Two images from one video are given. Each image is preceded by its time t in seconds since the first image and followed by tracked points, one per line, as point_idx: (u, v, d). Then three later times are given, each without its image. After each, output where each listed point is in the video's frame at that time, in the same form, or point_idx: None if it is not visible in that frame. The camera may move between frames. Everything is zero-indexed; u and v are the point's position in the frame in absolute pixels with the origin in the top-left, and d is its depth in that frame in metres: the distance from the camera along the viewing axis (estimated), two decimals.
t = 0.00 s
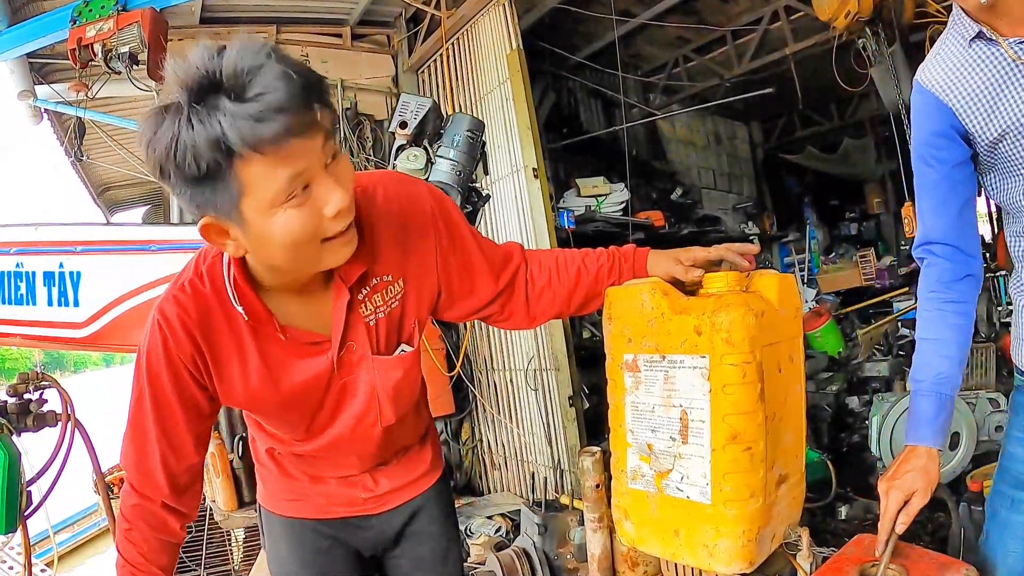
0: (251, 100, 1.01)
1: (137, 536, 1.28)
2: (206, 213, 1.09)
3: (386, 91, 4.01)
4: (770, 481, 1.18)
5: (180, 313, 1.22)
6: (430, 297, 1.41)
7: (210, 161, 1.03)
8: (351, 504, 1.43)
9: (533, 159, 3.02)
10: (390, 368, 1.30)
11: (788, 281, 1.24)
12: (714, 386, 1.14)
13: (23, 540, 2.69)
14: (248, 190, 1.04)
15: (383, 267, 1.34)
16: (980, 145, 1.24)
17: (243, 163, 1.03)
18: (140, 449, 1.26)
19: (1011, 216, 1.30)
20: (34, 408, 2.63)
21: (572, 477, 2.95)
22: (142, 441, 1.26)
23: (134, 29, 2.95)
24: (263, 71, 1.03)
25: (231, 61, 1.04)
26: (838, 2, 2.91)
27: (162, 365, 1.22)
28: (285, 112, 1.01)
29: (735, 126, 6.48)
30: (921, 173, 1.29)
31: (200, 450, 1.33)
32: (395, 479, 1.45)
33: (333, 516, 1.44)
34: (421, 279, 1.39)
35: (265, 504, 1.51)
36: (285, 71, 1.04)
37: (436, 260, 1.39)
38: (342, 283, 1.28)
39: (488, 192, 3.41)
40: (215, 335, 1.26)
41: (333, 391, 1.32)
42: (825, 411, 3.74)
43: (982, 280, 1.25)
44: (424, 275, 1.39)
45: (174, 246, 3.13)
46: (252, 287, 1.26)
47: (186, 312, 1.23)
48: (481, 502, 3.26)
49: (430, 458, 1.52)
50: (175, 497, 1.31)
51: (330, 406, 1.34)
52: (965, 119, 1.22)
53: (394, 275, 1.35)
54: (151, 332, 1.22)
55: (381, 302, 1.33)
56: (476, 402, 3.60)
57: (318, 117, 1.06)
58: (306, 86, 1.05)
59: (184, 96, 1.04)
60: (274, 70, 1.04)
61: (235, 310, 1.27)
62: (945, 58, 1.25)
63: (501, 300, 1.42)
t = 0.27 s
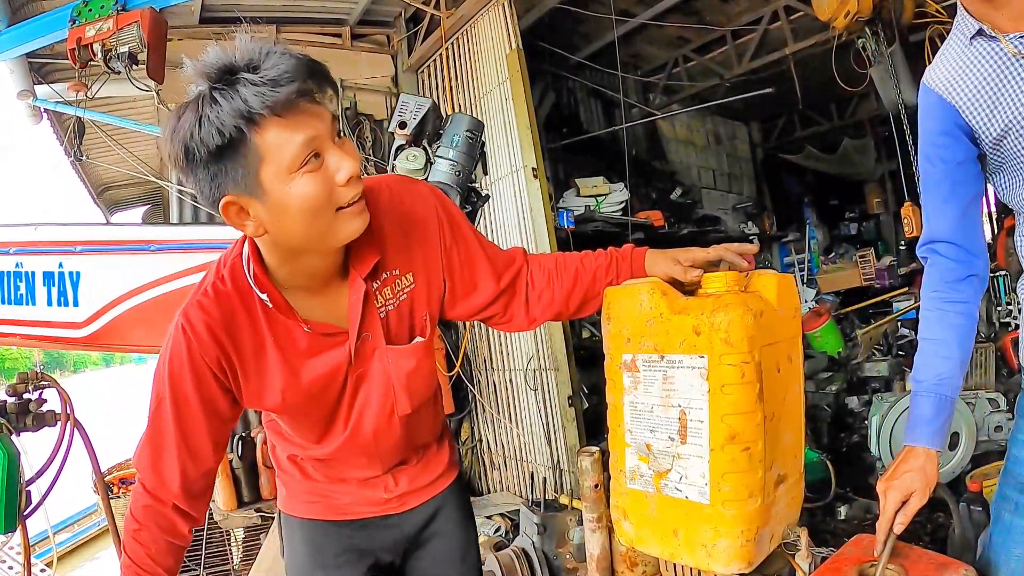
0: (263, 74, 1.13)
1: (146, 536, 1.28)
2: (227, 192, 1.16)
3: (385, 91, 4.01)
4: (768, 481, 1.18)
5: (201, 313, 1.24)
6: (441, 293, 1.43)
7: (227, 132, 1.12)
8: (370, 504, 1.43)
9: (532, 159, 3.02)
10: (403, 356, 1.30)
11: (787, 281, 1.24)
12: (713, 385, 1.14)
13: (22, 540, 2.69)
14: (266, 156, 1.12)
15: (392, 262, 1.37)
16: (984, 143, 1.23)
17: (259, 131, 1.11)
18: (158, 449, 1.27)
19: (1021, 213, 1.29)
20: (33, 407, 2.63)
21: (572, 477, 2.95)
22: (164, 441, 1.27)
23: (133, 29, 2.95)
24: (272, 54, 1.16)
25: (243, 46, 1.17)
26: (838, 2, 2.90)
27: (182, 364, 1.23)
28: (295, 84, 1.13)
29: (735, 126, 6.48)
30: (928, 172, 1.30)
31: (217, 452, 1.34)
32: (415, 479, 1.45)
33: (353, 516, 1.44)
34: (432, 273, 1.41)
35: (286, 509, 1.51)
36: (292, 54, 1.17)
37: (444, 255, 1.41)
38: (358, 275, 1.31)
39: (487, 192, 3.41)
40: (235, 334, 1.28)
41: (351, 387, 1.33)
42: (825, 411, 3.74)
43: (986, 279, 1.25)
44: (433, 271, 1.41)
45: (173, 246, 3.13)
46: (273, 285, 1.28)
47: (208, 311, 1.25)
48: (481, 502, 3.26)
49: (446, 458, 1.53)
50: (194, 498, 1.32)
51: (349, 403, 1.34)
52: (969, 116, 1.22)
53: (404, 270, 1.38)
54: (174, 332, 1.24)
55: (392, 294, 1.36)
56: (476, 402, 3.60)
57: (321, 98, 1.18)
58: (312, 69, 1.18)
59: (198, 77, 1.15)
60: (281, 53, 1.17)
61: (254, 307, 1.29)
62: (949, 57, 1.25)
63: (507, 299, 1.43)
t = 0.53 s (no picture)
0: (255, 67, 1.13)
1: (146, 538, 1.28)
2: (225, 185, 1.16)
3: (385, 91, 4.01)
4: (767, 482, 1.18)
5: (207, 309, 1.23)
6: (441, 284, 1.43)
7: (223, 126, 1.12)
8: (376, 500, 1.43)
9: (532, 159, 3.02)
10: (406, 345, 1.32)
11: (786, 282, 1.24)
12: (712, 386, 1.14)
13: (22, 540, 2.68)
14: (262, 147, 1.12)
15: (392, 252, 1.37)
16: (986, 140, 1.24)
17: (254, 122, 1.12)
18: (164, 447, 1.27)
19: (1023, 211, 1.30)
20: (33, 408, 2.63)
21: (571, 476, 2.95)
22: (170, 439, 1.27)
23: (133, 28, 2.95)
24: (264, 48, 1.16)
25: (234, 42, 1.17)
26: (838, 2, 2.90)
27: (187, 361, 1.23)
28: (288, 75, 1.13)
29: (734, 126, 6.47)
30: (930, 169, 1.30)
31: (223, 449, 1.34)
32: (421, 474, 1.46)
33: (359, 513, 1.43)
34: (431, 263, 1.41)
35: (291, 506, 1.51)
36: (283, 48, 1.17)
37: (442, 245, 1.41)
38: (356, 264, 1.31)
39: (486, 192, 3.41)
40: (240, 329, 1.27)
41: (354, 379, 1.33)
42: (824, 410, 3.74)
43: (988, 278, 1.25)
44: (432, 261, 1.41)
45: (172, 246, 3.13)
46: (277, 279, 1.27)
47: (213, 306, 1.24)
48: (481, 502, 3.26)
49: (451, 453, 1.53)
50: (200, 496, 1.31)
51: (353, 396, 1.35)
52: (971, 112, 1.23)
53: (403, 260, 1.38)
54: (179, 328, 1.24)
55: (392, 284, 1.36)
56: (475, 402, 3.60)
57: (313, 90, 1.19)
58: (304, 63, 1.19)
59: (191, 73, 1.15)
60: (273, 46, 1.17)
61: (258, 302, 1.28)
62: (952, 54, 1.26)
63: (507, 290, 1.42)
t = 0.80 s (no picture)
0: (240, 66, 1.12)
1: (143, 539, 1.28)
2: (213, 183, 1.16)
3: (384, 91, 4.00)
4: (766, 482, 1.18)
5: (200, 308, 1.24)
6: (433, 280, 1.43)
7: (208, 126, 1.12)
8: (375, 498, 1.43)
9: (531, 159, 3.01)
10: (397, 341, 1.30)
11: (785, 282, 1.24)
12: (711, 386, 1.14)
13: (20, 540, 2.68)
14: (247, 146, 1.12)
15: (383, 248, 1.37)
16: (990, 137, 1.25)
17: (239, 121, 1.11)
18: (160, 447, 1.27)
19: None
20: (31, 408, 2.63)
21: (570, 476, 2.95)
22: (165, 438, 1.27)
23: (132, 28, 2.94)
24: (250, 47, 1.16)
25: (221, 41, 1.17)
26: (837, 1, 2.89)
27: (182, 360, 1.23)
28: (272, 74, 1.12)
29: (734, 126, 6.47)
30: (933, 167, 1.31)
31: (219, 448, 1.34)
32: (420, 471, 1.46)
33: (359, 512, 1.43)
34: (422, 259, 1.41)
35: (291, 505, 1.51)
36: (270, 47, 1.17)
37: (433, 241, 1.41)
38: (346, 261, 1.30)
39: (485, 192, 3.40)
40: (233, 327, 1.27)
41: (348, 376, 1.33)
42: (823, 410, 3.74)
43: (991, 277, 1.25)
44: (423, 256, 1.41)
45: (171, 247, 3.14)
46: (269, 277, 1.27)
47: (207, 304, 1.24)
48: (480, 502, 3.26)
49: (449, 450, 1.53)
50: (197, 495, 1.32)
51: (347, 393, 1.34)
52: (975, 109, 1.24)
53: (394, 256, 1.38)
54: (172, 327, 1.24)
55: (383, 280, 1.35)
56: (475, 402, 3.60)
57: (300, 88, 1.18)
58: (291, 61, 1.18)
59: (179, 72, 1.15)
60: (260, 45, 1.16)
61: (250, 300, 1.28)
62: (956, 52, 1.27)
63: (499, 287, 1.42)
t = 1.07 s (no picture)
0: (220, 71, 1.13)
1: (140, 538, 1.29)
2: (195, 184, 1.18)
3: (383, 91, 4.00)
4: (766, 483, 1.18)
5: (191, 306, 1.25)
6: (423, 279, 1.43)
7: (188, 128, 1.13)
8: (373, 498, 1.42)
9: (529, 159, 3.01)
10: (385, 340, 1.30)
11: (785, 282, 1.23)
12: (710, 387, 1.14)
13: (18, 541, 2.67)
14: (226, 148, 1.12)
15: (371, 247, 1.37)
16: (992, 138, 1.26)
17: (218, 123, 1.12)
18: (154, 446, 1.28)
19: None
20: (29, 408, 2.62)
21: (570, 477, 2.95)
22: (159, 436, 1.28)
23: (130, 27, 2.94)
24: (232, 52, 1.17)
25: (205, 46, 1.18)
26: (836, 1, 2.89)
27: (173, 358, 1.24)
28: (251, 78, 1.13)
29: (733, 126, 6.47)
30: (935, 166, 1.31)
31: (214, 446, 1.35)
32: (417, 472, 1.45)
33: (357, 513, 1.43)
34: (411, 258, 1.41)
35: (291, 507, 1.51)
36: (251, 53, 1.18)
37: (421, 239, 1.41)
38: (331, 259, 1.30)
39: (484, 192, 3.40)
40: (223, 326, 1.28)
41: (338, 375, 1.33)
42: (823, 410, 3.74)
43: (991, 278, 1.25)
44: (411, 255, 1.41)
45: (170, 247, 3.14)
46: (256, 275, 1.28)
47: (196, 304, 1.25)
48: (480, 502, 3.26)
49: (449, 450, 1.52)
50: (193, 494, 1.32)
51: (337, 391, 1.34)
52: (977, 110, 1.25)
53: (384, 256, 1.38)
54: (163, 326, 1.25)
55: (371, 279, 1.35)
56: (473, 402, 3.59)
57: (282, 91, 1.19)
58: (272, 66, 1.19)
59: (162, 77, 1.17)
60: (242, 51, 1.17)
61: (239, 300, 1.29)
62: (959, 52, 1.28)
63: (491, 285, 1.41)
